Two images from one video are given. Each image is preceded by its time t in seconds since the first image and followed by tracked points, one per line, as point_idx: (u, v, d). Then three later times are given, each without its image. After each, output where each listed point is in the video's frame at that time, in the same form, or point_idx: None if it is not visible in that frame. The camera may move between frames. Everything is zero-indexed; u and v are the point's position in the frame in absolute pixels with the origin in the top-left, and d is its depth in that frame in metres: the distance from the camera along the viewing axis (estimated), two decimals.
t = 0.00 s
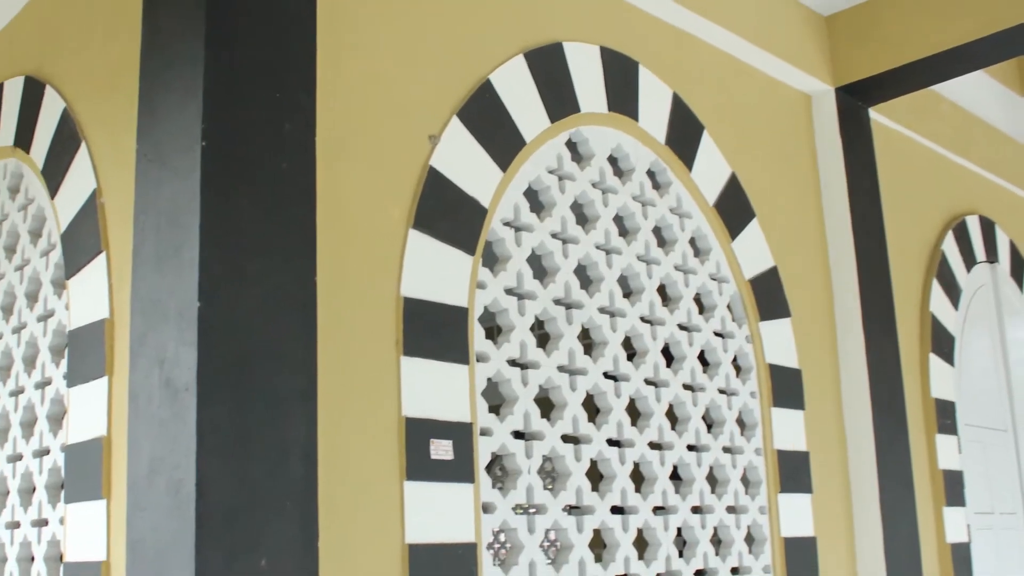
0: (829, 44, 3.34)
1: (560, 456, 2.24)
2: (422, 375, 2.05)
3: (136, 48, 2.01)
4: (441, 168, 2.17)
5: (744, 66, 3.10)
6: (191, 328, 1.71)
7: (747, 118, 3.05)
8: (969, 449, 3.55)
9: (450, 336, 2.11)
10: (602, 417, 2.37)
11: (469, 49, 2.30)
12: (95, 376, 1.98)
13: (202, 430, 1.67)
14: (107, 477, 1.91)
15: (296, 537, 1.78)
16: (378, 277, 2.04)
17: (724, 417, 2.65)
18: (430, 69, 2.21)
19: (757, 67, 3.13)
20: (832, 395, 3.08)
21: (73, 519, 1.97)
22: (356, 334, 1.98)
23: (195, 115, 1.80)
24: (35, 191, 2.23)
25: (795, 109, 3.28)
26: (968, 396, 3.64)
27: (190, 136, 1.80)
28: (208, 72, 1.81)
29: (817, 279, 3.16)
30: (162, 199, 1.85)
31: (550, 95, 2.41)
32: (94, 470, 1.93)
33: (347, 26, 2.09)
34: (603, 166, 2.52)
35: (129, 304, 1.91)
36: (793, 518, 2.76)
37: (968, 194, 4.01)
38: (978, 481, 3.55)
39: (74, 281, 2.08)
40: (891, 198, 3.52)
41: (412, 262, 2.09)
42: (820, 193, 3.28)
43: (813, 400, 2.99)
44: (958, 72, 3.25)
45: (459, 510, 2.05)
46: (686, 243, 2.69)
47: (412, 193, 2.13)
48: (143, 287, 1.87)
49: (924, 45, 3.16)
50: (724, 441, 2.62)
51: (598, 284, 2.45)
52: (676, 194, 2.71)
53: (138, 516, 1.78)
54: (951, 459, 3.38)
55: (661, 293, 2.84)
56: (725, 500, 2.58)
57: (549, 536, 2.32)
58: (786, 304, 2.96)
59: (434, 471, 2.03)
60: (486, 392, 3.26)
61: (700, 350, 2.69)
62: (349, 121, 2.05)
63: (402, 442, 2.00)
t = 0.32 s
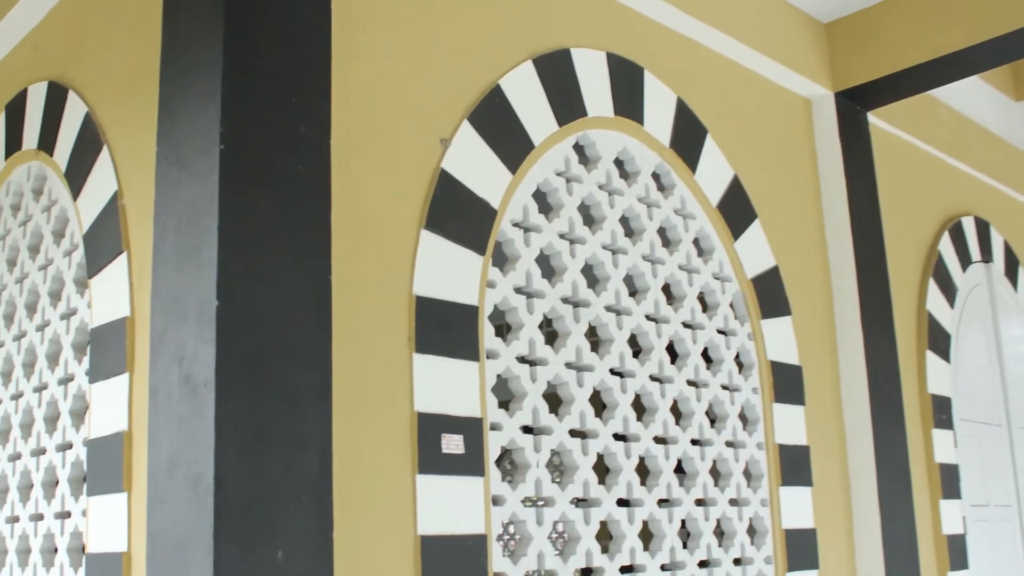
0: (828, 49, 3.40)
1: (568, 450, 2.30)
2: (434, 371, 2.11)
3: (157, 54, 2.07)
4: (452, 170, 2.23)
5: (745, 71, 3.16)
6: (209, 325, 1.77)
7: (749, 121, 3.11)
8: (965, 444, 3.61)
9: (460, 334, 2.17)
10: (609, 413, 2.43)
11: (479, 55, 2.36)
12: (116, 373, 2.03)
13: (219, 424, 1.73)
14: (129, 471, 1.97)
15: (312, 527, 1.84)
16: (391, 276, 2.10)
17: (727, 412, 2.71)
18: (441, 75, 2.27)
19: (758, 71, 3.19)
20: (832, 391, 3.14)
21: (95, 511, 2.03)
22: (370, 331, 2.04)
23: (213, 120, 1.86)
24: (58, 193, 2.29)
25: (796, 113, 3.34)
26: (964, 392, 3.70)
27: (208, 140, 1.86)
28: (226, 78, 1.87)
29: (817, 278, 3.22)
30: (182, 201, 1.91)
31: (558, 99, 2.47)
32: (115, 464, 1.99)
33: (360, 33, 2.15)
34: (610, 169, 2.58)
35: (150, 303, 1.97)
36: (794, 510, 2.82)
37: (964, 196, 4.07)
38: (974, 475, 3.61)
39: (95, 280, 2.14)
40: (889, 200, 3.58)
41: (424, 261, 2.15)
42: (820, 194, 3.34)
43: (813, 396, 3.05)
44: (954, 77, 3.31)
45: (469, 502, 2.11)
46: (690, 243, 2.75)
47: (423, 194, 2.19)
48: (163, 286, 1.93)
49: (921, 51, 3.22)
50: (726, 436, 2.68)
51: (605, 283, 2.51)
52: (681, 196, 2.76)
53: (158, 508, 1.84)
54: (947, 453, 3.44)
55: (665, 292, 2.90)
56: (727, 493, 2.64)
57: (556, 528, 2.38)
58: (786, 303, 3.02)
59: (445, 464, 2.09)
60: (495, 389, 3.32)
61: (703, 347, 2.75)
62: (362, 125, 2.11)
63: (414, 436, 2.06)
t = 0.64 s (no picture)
0: (827, 55, 3.48)
1: (575, 443, 2.37)
2: (446, 366, 2.18)
3: (177, 60, 2.14)
4: (464, 172, 2.30)
5: (746, 75, 3.23)
6: (229, 322, 1.84)
7: (750, 123, 3.17)
8: (960, 437, 3.68)
9: (471, 330, 2.24)
10: (615, 407, 2.50)
11: (488, 61, 2.43)
12: (138, 369, 2.10)
13: (238, 418, 1.79)
14: (150, 463, 2.04)
15: (329, 516, 1.91)
16: (404, 274, 2.17)
17: (729, 407, 2.79)
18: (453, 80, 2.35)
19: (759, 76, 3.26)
20: (831, 386, 3.21)
21: (118, 502, 2.09)
22: (384, 328, 2.11)
23: (233, 123, 1.93)
24: (83, 195, 2.36)
25: (796, 116, 3.41)
26: (959, 386, 3.77)
27: (229, 143, 1.92)
28: (245, 85, 1.94)
29: (817, 277, 3.29)
30: (203, 203, 1.98)
31: (566, 104, 2.54)
32: (137, 456, 2.06)
33: (373, 40, 2.21)
34: (616, 171, 2.65)
35: (171, 300, 2.04)
36: (794, 501, 2.90)
37: (959, 197, 4.15)
38: (969, 467, 3.68)
39: (118, 279, 2.21)
40: (887, 201, 3.65)
41: (436, 259, 2.22)
42: (819, 195, 3.41)
43: (813, 392, 3.12)
44: (950, 82, 3.39)
45: (480, 491, 2.18)
46: (693, 243, 2.82)
47: (436, 195, 2.26)
48: (184, 284, 2.00)
49: (918, 56, 3.29)
50: (729, 429, 2.75)
51: (611, 281, 2.58)
52: (685, 197, 2.84)
53: (179, 498, 1.91)
54: (943, 446, 3.51)
55: (669, 290, 2.97)
56: (730, 484, 2.71)
57: (564, 519, 2.45)
58: (787, 301, 3.09)
59: (457, 455, 2.16)
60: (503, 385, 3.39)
61: (707, 344, 2.82)
62: (377, 128, 2.18)
63: (426, 428, 2.13)
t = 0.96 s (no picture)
0: (826, 61, 3.55)
1: (583, 436, 2.44)
2: (458, 362, 2.25)
3: (198, 67, 2.21)
4: (476, 175, 2.38)
5: (748, 80, 3.30)
6: (248, 320, 1.90)
7: (751, 127, 3.25)
8: (955, 431, 3.75)
9: (483, 327, 2.32)
10: (622, 402, 2.57)
11: (498, 68, 2.50)
12: (160, 365, 2.17)
13: (257, 414, 1.85)
14: (172, 457, 2.10)
15: (346, 506, 1.97)
16: (417, 273, 2.24)
17: (732, 401, 2.86)
18: (465, 86, 2.42)
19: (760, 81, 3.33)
20: (830, 382, 3.28)
21: (141, 494, 2.16)
22: (398, 325, 2.17)
23: (251, 128, 1.99)
24: (107, 196, 2.44)
25: (796, 120, 3.48)
26: (954, 381, 3.85)
27: (247, 147, 1.99)
28: (263, 90, 2.00)
29: (817, 276, 3.36)
30: (223, 205, 2.04)
31: (575, 109, 2.62)
32: (159, 449, 2.12)
33: (385, 48, 2.28)
34: (622, 174, 2.72)
35: (193, 298, 2.11)
36: (795, 494, 2.97)
37: (954, 199, 4.22)
38: (964, 460, 3.75)
39: (141, 278, 2.28)
40: (885, 203, 3.72)
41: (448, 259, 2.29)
42: (820, 197, 3.48)
43: (813, 388, 3.19)
44: (947, 87, 3.46)
45: (491, 482, 2.25)
46: (697, 243, 2.89)
47: (449, 196, 2.33)
48: (205, 282, 2.07)
49: (915, 62, 3.36)
50: (732, 423, 2.83)
51: (618, 280, 2.65)
52: (689, 199, 2.91)
53: (199, 490, 1.97)
54: (939, 440, 3.59)
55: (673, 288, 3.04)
56: (733, 477, 2.78)
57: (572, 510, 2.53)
58: (788, 300, 3.16)
59: (468, 449, 2.22)
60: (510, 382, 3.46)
61: (710, 341, 2.89)
62: (390, 132, 2.24)
63: (439, 423, 2.20)
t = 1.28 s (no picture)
0: (825, 66, 3.63)
1: (590, 430, 2.51)
2: (469, 358, 2.32)
3: (217, 73, 2.28)
4: (486, 177, 2.45)
5: (750, 85, 3.37)
6: (266, 318, 1.95)
7: (753, 130, 3.32)
8: (951, 424, 3.83)
9: (493, 325, 2.39)
10: (627, 396, 2.65)
11: (506, 74, 2.57)
12: (181, 361, 2.23)
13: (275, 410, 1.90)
14: (192, 450, 2.16)
15: (361, 498, 2.03)
16: (429, 272, 2.30)
17: (735, 396, 2.93)
18: (474, 92, 2.49)
19: (760, 86, 3.40)
20: (830, 378, 3.35)
21: (162, 485, 2.23)
22: (411, 323, 2.24)
23: (268, 131, 2.05)
24: (128, 198, 2.52)
25: (796, 124, 3.56)
26: (950, 377, 3.92)
27: (265, 149, 2.05)
28: (280, 95, 2.06)
29: (817, 274, 3.44)
30: (242, 207, 2.11)
31: (582, 113, 2.69)
32: (180, 442, 2.19)
33: (397, 54, 2.34)
34: (628, 176, 2.80)
35: (212, 296, 2.17)
36: (796, 486, 3.04)
37: (950, 200, 4.30)
38: (959, 453, 3.83)
39: (162, 276, 2.35)
40: (883, 204, 3.79)
41: (459, 258, 2.35)
42: (819, 198, 3.56)
43: (813, 384, 3.26)
44: (943, 91, 3.53)
45: (501, 474, 2.32)
46: (701, 243, 2.96)
47: (460, 197, 2.40)
48: (223, 280, 2.13)
49: (912, 67, 3.43)
50: (734, 417, 2.90)
51: (624, 279, 2.72)
52: (693, 200, 2.98)
53: (219, 481, 2.04)
54: (935, 433, 3.66)
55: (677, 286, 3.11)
56: (735, 469, 2.85)
57: (580, 502, 2.60)
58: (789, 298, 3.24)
59: (479, 443, 2.29)
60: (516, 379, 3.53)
61: (713, 338, 2.96)
62: (403, 136, 2.31)
63: (450, 417, 2.26)
